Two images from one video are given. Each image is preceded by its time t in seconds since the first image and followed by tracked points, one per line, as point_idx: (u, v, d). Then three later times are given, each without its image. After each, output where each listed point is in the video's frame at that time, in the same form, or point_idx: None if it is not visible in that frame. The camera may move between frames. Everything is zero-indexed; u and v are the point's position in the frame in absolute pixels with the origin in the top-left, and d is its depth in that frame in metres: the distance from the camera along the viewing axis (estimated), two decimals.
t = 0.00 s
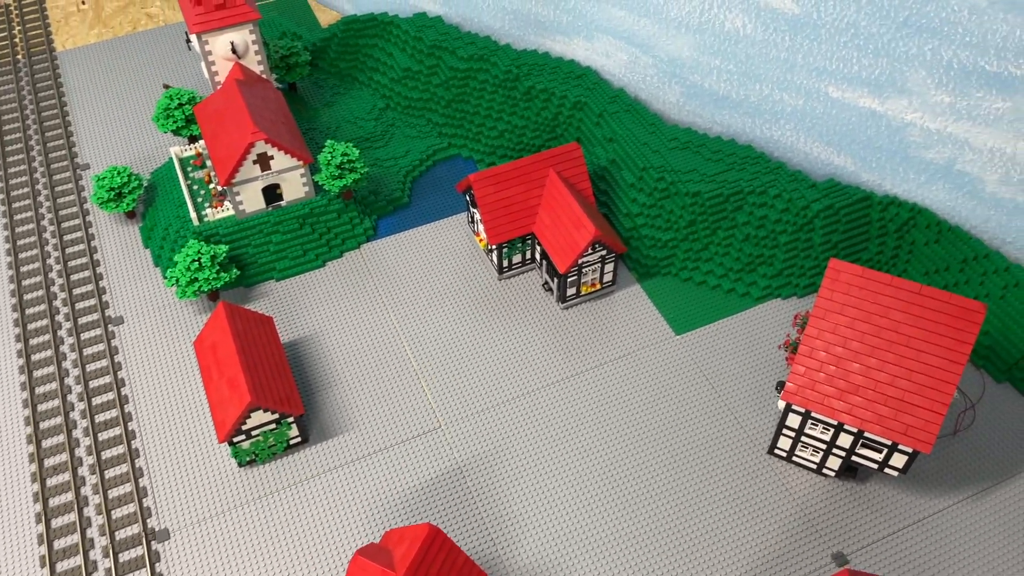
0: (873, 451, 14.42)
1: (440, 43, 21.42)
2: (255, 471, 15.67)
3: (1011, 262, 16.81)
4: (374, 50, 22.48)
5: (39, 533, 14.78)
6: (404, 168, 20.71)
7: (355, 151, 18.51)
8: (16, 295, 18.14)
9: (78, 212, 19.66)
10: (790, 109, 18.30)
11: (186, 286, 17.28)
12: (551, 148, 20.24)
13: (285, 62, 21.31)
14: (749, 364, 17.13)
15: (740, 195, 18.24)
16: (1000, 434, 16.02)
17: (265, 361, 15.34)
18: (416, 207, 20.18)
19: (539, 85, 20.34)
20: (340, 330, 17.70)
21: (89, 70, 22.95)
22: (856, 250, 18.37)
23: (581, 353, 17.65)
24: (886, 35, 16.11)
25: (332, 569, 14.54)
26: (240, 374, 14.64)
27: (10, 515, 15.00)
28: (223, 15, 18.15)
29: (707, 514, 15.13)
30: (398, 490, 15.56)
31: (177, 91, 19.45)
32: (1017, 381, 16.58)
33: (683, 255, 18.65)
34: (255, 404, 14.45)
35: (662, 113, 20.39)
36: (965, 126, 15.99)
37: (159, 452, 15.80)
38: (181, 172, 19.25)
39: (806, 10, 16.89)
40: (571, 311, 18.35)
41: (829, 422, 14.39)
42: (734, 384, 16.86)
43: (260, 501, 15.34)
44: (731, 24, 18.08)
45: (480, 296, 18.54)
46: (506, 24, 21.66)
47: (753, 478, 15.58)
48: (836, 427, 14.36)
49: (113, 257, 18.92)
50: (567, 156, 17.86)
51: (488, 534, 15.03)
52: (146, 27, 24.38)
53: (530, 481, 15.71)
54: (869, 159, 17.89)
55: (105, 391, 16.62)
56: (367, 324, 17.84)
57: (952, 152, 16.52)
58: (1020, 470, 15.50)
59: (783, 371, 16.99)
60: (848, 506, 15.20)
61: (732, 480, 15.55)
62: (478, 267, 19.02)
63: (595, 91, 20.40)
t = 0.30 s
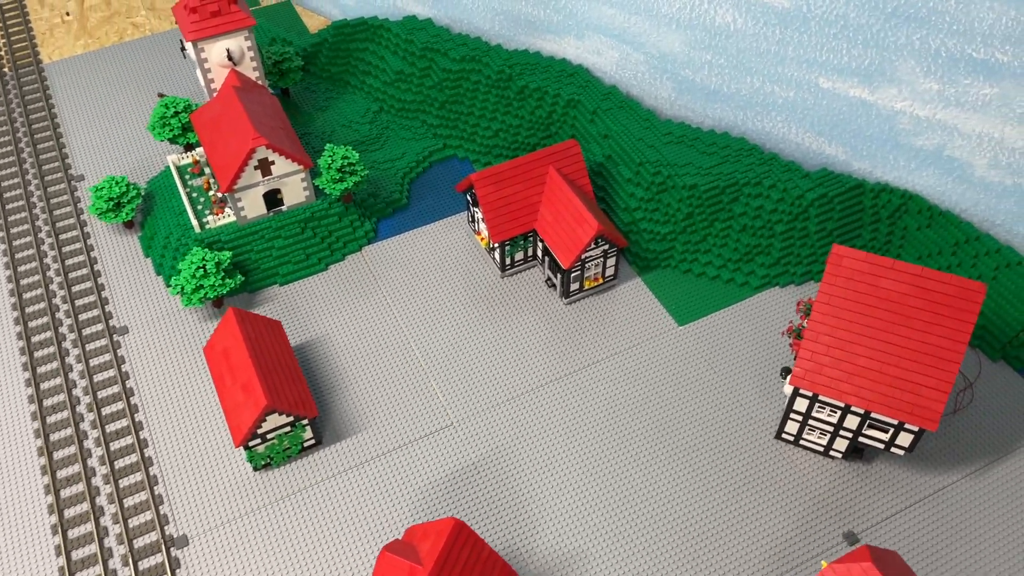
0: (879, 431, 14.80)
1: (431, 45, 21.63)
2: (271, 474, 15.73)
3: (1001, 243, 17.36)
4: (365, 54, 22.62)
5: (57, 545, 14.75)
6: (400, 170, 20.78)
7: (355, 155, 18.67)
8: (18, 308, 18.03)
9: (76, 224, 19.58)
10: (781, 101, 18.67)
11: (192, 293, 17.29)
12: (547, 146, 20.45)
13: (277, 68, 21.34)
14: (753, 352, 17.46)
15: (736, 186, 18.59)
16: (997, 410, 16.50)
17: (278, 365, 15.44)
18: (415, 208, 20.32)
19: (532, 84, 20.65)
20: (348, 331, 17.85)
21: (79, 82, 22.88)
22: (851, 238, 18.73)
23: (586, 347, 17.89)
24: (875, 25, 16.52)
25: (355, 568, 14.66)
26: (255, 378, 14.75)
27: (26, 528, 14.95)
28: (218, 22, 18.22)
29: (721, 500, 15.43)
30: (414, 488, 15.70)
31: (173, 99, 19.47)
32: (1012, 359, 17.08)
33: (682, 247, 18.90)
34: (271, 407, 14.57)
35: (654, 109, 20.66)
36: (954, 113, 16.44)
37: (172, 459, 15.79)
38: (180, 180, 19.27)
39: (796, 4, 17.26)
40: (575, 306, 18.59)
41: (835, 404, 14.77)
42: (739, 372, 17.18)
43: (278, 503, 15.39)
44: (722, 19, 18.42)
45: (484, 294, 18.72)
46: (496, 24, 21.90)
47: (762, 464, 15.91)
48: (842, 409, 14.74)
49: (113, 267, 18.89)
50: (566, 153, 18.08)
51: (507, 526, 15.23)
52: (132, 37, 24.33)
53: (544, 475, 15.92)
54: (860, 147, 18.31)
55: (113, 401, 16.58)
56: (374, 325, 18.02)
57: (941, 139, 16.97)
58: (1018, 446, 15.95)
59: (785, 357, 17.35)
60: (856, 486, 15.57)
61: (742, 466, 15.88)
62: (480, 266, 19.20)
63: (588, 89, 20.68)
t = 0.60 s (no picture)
0: (905, 396, 15.43)
1: (443, 40, 22.02)
2: (316, 461, 16.05)
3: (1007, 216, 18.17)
4: (377, 51, 22.98)
5: (110, 537, 14.96)
6: (418, 163, 21.10)
7: (379, 149, 19.12)
8: (49, 310, 18.18)
9: (100, 225, 19.75)
10: (790, 85, 19.28)
11: (226, 288, 17.57)
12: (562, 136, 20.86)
13: (292, 66, 21.61)
14: (775, 327, 18.03)
15: (750, 168, 19.23)
16: (1011, 374, 17.19)
17: (320, 353, 15.74)
18: (435, 200, 20.65)
19: (544, 76, 21.05)
20: (379, 320, 18.12)
21: (90, 87, 23.02)
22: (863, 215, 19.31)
23: (613, 329, 18.34)
24: (883, 8, 17.20)
25: (405, 548, 15.02)
26: (301, 366, 15.04)
27: (77, 522, 15.15)
28: (239, 22, 18.54)
29: (755, 469, 15.95)
30: (457, 469, 16.08)
31: (194, 100, 19.89)
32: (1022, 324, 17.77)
33: (699, 229, 19.44)
34: (319, 393, 14.87)
35: (664, 96, 21.15)
36: (959, 91, 17.14)
37: (217, 450, 16.04)
38: (204, 178, 19.56)
39: None
40: (599, 290, 19.01)
41: (863, 371, 15.37)
42: (763, 347, 17.74)
43: (326, 488, 15.73)
44: (732, 7, 19.00)
45: (510, 281, 19.08)
46: (505, 19, 22.32)
47: (791, 433, 16.46)
48: (870, 375, 15.37)
49: (141, 266, 19.07)
50: (587, 140, 18.56)
51: (551, 502, 15.68)
52: (140, 41, 24.51)
53: (582, 452, 16.35)
54: (868, 127, 18.97)
55: (154, 396, 16.78)
56: (404, 313, 18.30)
57: (947, 116, 17.67)
58: None
59: (807, 331, 17.93)
60: (883, 451, 16.17)
61: (772, 436, 16.42)
62: (504, 254, 19.55)
63: (599, 79, 21.14)
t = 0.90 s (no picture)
0: (902, 352, 16.32)
1: (441, 33, 22.67)
2: (343, 437, 16.66)
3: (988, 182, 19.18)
4: (376, 45, 23.63)
5: (149, 516, 15.47)
6: (423, 152, 21.71)
7: (389, 137, 19.80)
8: (72, 304, 18.67)
9: (115, 221, 20.26)
10: (779, 66, 20.18)
11: (247, 276, 18.14)
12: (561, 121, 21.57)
13: (297, 61, 22.16)
14: (774, 296, 18.89)
15: (744, 145, 20.10)
16: (998, 331, 18.20)
17: (346, 332, 16.39)
18: (441, 186, 21.27)
19: (541, 64, 21.76)
20: (396, 303, 18.77)
21: (95, 89, 23.46)
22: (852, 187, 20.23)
23: (620, 301, 18.99)
24: None
25: (435, 514, 15.64)
26: (329, 343, 15.67)
27: (116, 503, 15.65)
28: (249, 17, 19.25)
29: (763, 427, 16.73)
30: (480, 439, 16.68)
31: (205, 95, 20.56)
32: (1006, 285, 18.78)
33: (698, 206, 20.29)
34: (349, 368, 15.50)
35: (658, 81, 21.97)
36: (940, 65, 18.12)
37: (247, 430, 16.64)
38: (218, 172, 20.28)
39: None
40: (605, 266, 19.67)
41: (862, 330, 16.26)
42: (764, 314, 18.58)
43: (355, 462, 16.33)
44: None
45: (518, 260, 19.75)
46: (500, 11, 23.03)
47: (796, 393, 17.26)
48: (868, 334, 16.25)
49: (159, 259, 19.60)
50: (588, 123, 19.41)
51: (571, 465, 16.32)
52: (139, 42, 24.93)
53: (598, 417, 17.00)
54: (854, 104, 19.95)
55: (181, 381, 17.33)
56: (419, 295, 18.96)
57: (930, 90, 18.67)
58: (1019, 361, 17.68)
59: (804, 298, 18.82)
60: (882, 406, 17.06)
61: (778, 396, 17.21)
62: (511, 235, 20.21)
63: (594, 66, 21.92)
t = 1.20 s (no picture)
0: (867, 314, 17.13)
1: (415, 23, 23.14)
2: (334, 414, 17.14)
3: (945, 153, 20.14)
4: (351, 37, 24.08)
5: (147, 495, 15.87)
6: (402, 139, 22.20)
7: (368, 124, 20.26)
8: (60, 296, 18.96)
9: (99, 215, 20.57)
10: (743, 46, 20.93)
11: (234, 262, 18.53)
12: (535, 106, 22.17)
13: (273, 54, 22.51)
14: (745, 266, 19.64)
15: (712, 124, 20.83)
16: (957, 293, 19.11)
17: (334, 311, 16.84)
18: (420, 172, 21.79)
19: (514, 51, 22.30)
20: (381, 284, 19.30)
21: (73, 87, 23.70)
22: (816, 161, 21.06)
23: (598, 276, 19.64)
24: None
25: (426, 483, 16.16)
26: (318, 323, 16.10)
27: (113, 484, 16.03)
28: (228, 10, 19.96)
29: (738, 389, 17.46)
30: (467, 411, 17.23)
31: (185, 88, 21.08)
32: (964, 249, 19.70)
33: (670, 183, 21.00)
34: (338, 345, 15.94)
35: (627, 65, 22.65)
36: (895, 41, 18.98)
37: (240, 411, 17.08)
38: (200, 163, 20.69)
39: None
40: (582, 244, 20.32)
41: (828, 294, 17.05)
42: (736, 284, 19.32)
43: (346, 437, 16.82)
44: None
45: (498, 241, 20.33)
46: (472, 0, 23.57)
47: (768, 357, 18.02)
48: (834, 297, 17.04)
49: (144, 250, 19.94)
50: (562, 105, 19.96)
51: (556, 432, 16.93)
52: (115, 40, 25.17)
53: (581, 386, 17.63)
54: (816, 81, 20.79)
55: (172, 366, 17.72)
56: (403, 276, 19.50)
57: (886, 65, 19.54)
58: (977, 320, 18.61)
59: (774, 268, 19.60)
60: (850, 367, 17.87)
61: (752, 360, 17.96)
62: (490, 217, 20.79)
63: (566, 52, 22.53)
